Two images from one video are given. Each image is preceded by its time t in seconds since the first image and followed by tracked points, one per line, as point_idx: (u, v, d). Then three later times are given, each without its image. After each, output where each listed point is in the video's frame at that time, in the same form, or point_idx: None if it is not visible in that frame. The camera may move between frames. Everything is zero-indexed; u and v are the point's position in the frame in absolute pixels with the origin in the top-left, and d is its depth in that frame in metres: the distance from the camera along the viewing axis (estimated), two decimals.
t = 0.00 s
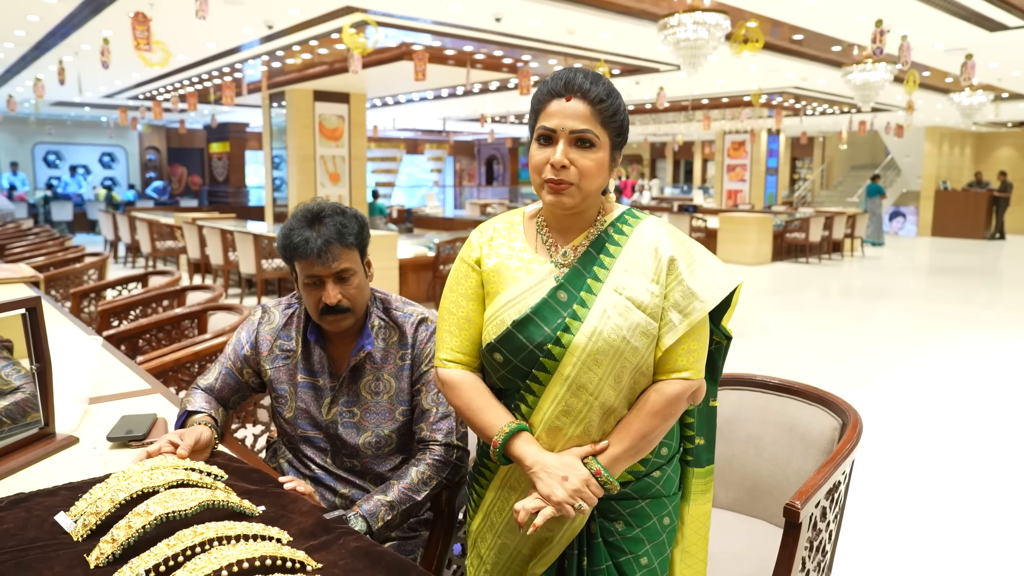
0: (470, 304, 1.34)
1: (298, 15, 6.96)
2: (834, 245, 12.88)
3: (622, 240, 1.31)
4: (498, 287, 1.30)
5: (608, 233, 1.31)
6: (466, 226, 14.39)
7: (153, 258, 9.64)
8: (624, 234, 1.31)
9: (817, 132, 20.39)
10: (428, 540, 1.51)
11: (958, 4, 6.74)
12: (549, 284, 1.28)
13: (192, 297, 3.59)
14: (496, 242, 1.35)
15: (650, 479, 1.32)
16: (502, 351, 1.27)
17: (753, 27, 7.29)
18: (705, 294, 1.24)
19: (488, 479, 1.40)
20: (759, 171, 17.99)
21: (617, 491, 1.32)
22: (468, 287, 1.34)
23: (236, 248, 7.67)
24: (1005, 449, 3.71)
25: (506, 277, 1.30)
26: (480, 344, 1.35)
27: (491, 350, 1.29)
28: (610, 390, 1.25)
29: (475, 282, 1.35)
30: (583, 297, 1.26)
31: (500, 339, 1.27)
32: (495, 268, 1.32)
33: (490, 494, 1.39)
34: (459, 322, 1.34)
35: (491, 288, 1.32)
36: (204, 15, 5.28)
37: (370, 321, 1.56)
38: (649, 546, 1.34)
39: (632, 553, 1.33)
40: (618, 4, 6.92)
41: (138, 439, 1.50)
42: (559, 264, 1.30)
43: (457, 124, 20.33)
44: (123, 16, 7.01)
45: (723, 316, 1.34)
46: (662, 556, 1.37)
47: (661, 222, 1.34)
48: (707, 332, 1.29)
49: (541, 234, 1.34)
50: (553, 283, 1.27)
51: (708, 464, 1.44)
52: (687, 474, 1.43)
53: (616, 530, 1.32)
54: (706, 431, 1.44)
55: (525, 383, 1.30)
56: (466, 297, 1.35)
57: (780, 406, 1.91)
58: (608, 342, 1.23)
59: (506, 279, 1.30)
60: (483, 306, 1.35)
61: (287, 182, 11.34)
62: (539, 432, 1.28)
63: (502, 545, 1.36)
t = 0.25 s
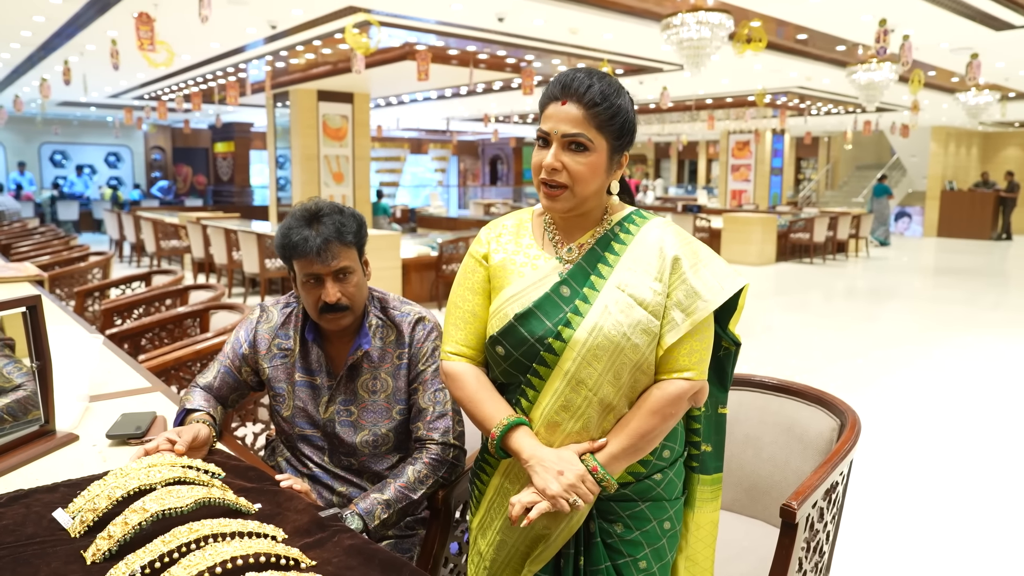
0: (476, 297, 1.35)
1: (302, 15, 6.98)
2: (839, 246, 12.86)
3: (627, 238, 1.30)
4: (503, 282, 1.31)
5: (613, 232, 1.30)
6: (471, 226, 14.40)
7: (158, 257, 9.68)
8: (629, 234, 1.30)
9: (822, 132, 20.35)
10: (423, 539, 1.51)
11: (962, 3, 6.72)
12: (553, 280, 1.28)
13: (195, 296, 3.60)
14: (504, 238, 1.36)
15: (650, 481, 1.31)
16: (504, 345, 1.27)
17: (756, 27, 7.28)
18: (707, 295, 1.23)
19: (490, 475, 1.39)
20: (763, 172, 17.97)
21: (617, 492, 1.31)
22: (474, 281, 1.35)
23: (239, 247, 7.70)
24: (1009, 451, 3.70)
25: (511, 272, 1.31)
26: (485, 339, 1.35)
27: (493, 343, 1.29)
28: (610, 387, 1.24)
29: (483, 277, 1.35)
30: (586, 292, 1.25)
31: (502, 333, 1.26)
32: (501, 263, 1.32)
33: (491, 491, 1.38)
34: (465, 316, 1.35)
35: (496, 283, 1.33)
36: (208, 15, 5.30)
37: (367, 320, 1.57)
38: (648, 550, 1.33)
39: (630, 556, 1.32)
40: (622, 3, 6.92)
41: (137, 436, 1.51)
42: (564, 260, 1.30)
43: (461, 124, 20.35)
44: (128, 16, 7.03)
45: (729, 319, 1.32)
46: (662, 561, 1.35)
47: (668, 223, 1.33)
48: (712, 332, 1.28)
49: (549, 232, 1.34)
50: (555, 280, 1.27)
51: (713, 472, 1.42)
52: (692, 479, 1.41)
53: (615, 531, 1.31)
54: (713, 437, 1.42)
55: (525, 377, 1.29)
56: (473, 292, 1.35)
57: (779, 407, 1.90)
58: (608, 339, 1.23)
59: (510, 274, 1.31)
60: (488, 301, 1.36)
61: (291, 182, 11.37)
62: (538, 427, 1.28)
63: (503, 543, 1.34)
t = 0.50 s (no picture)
0: (487, 286, 1.35)
1: (314, 10, 6.99)
2: (854, 243, 12.75)
3: (639, 234, 1.28)
4: (515, 277, 1.31)
5: (625, 228, 1.29)
6: (483, 221, 14.41)
7: (172, 252, 9.76)
8: (641, 229, 1.29)
9: (838, 128, 20.17)
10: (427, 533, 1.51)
11: None
12: (563, 276, 1.27)
13: (205, 290, 3.63)
14: (517, 231, 1.36)
15: (661, 478, 1.29)
16: (515, 341, 1.26)
17: (770, 22, 7.23)
18: (718, 291, 1.21)
19: (499, 469, 1.39)
20: (778, 168, 17.84)
21: (626, 488, 1.29)
22: (486, 271, 1.35)
23: (252, 242, 7.74)
24: None
25: (522, 267, 1.31)
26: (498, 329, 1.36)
27: (503, 338, 1.28)
28: (620, 383, 1.23)
29: (496, 272, 1.35)
30: (597, 288, 1.24)
31: (513, 328, 1.26)
32: (515, 257, 1.32)
33: (502, 484, 1.37)
34: (478, 304, 1.34)
35: (508, 277, 1.32)
36: (220, 11, 5.32)
37: (372, 315, 1.57)
38: (658, 546, 1.31)
39: (639, 552, 1.31)
40: None
41: (143, 430, 1.52)
42: (575, 257, 1.29)
43: (474, 119, 20.35)
44: (142, 12, 7.09)
45: (740, 316, 1.30)
46: (673, 558, 1.34)
47: (680, 220, 1.32)
48: (723, 329, 1.26)
49: (561, 227, 1.34)
50: (566, 277, 1.27)
51: (725, 470, 1.40)
52: (703, 476, 1.40)
53: (624, 528, 1.30)
54: (726, 435, 1.40)
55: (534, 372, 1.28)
56: (486, 285, 1.35)
57: (786, 403, 1.88)
58: (619, 335, 1.22)
59: (521, 269, 1.31)
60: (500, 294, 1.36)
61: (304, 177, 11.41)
62: (545, 419, 1.28)
63: (513, 534, 1.35)
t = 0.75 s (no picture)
0: (492, 285, 1.34)
1: (319, 10, 7.01)
2: (860, 243, 12.71)
3: (645, 233, 1.28)
4: (521, 275, 1.30)
5: (631, 226, 1.28)
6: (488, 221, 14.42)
7: (178, 252, 9.80)
8: (648, 228, 1.28)
9: (844, 127, 20.11)
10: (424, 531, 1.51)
11: None
12: (571, 274, 1.27)
13: (208, 289, 3.63)
14: (521, 229, 1.34)
15: (665, 476, 1.29)
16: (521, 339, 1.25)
17: (774, 21, 7.21)
18: (724, 289, 1.21)
19: (500, 470, 1.38)
20: (784, 168, 17.80)
21: (631, 486, 1.28)
22: (491, 269, 1.34)
23: (257, 242, 7.76)
24: None
25: (527, 266, 1.30)
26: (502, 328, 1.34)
27: (511, 337, 1.27)
28: (629, 381, 1.22)
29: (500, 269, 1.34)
30: (604, 286, 1.24)
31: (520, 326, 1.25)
32: (520, 255, 1.31)
33: (504, 483, 1.36)
34: (480, 302, 1.33)
35: (512, 276, 1.32)
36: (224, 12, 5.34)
37: (370, 312, 1.58)
38: (661, 545, 1.31)
39: (643, 550, 1.30)
40: None
41: (141, 428, 1.53)
42: (580, 255, 1.28)
43: (480, 120, 20.36)
44: (147, 12, 7.11)
45: (743, 315, 1.30)
46: (674, 557, 1.33)
47: (685, 219, 1.31)
48: (727, 328, 1.26)
49: (566, 225, 1.32)
50: (572, 275, 1.26)
51: (726, 468, 1.39)
52: (704, 475, 1.39)
53: (628, 526, 1.30)
54: (726, 432, 1.39)
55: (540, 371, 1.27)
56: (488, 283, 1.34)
57: (786, 403, 1.87)
58: (627, 333, 1.21)
59: (526, 268, 1.30)
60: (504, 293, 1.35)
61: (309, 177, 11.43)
62: (550, 417, 1.26)
63: (517, 534, 1.33)
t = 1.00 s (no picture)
0: (484, 291, 1.35)
1: (319, 8, 7.00)
2: (861, 241, 12.69)
3: (640, 232, 1.27)
4: (514, 277, 1.29)
5: (626, 226, 1.28)
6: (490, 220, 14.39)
7: (180, 250, 9.81)
8: (643, 227, 1.27)
9: (846, 126, 20.08)
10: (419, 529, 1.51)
11: None
12: (567, 274, 1.26)
13: (208, 287, 3.63)
14: (515, 229, 1.34)
15: (663, 474, 1.28)
16: (518, 340, 1.25)
17: (775, 20, 7.19)
18: (722, 287, 1.21)
19: (496, 471, 1.37)
20: (786, 166, 17.77)
21: (631, 485, 1.27)
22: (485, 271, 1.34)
23: (258, 240, 7.77)
24: None
25: (523, 267, 1.29)
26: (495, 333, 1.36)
27: (507, 339, 1.26)
28: (627, 382, 1.21)
29: (492, 270, 1.34)
30: (601, 286, 1.23)
31: (516, 327, 1.24)
32: (512, 257, 1.30)
33: (502, 483, 1.34)
34: (472, 308, 1.35)
35: (505, 278, 1.31)
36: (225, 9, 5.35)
37: (365, 309, 1.58)
38: (660, 542, 1.31)
39: (642, 548, 1.30)
40: None
41: (134, 425, 1.53)
42: (576, 256, 1.28)
43: (481, 118, 20.35)
44: (147, 10, 7.12)
45: (739, 312, 1.29)
46: (673, 554, 1.33)
47: (679, 216, 1.31)
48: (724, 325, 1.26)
49: (560, 225, 1.32)
50: (568, 275, 1.25)
51: (721, 463, 1.39)
52: (700, 471, 1.39)
53: (627, 525, 1.29)
54: (720, 428, 1.40)
55: (537, 372, 1.26)
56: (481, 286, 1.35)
57: (782, 402, 1.87)
58: (625, 334, 1.20)
59: (522, 269, 1.29)
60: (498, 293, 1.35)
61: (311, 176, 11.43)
62: (549, 419, 1.25)
63: (515, 535, 1.32)
